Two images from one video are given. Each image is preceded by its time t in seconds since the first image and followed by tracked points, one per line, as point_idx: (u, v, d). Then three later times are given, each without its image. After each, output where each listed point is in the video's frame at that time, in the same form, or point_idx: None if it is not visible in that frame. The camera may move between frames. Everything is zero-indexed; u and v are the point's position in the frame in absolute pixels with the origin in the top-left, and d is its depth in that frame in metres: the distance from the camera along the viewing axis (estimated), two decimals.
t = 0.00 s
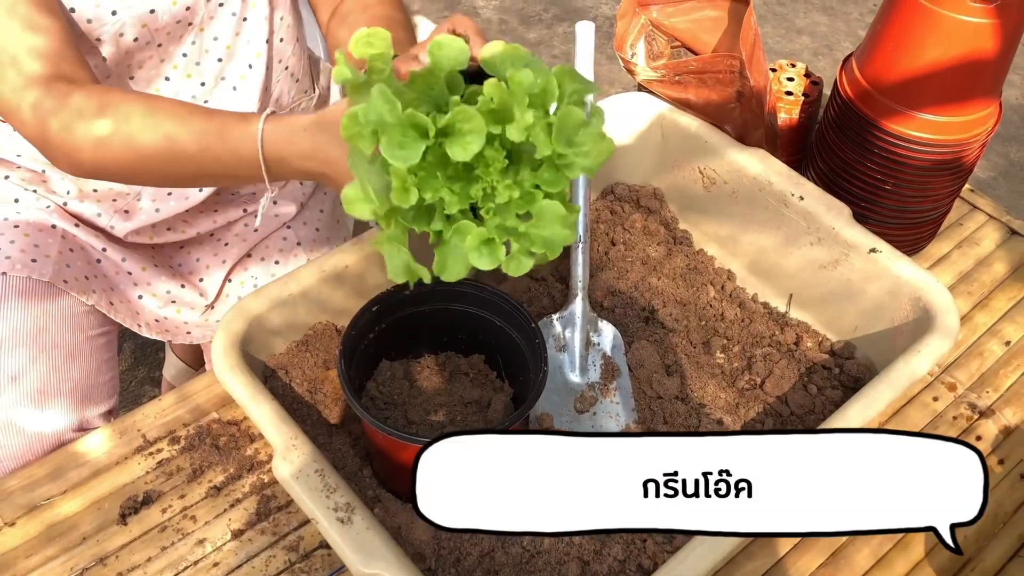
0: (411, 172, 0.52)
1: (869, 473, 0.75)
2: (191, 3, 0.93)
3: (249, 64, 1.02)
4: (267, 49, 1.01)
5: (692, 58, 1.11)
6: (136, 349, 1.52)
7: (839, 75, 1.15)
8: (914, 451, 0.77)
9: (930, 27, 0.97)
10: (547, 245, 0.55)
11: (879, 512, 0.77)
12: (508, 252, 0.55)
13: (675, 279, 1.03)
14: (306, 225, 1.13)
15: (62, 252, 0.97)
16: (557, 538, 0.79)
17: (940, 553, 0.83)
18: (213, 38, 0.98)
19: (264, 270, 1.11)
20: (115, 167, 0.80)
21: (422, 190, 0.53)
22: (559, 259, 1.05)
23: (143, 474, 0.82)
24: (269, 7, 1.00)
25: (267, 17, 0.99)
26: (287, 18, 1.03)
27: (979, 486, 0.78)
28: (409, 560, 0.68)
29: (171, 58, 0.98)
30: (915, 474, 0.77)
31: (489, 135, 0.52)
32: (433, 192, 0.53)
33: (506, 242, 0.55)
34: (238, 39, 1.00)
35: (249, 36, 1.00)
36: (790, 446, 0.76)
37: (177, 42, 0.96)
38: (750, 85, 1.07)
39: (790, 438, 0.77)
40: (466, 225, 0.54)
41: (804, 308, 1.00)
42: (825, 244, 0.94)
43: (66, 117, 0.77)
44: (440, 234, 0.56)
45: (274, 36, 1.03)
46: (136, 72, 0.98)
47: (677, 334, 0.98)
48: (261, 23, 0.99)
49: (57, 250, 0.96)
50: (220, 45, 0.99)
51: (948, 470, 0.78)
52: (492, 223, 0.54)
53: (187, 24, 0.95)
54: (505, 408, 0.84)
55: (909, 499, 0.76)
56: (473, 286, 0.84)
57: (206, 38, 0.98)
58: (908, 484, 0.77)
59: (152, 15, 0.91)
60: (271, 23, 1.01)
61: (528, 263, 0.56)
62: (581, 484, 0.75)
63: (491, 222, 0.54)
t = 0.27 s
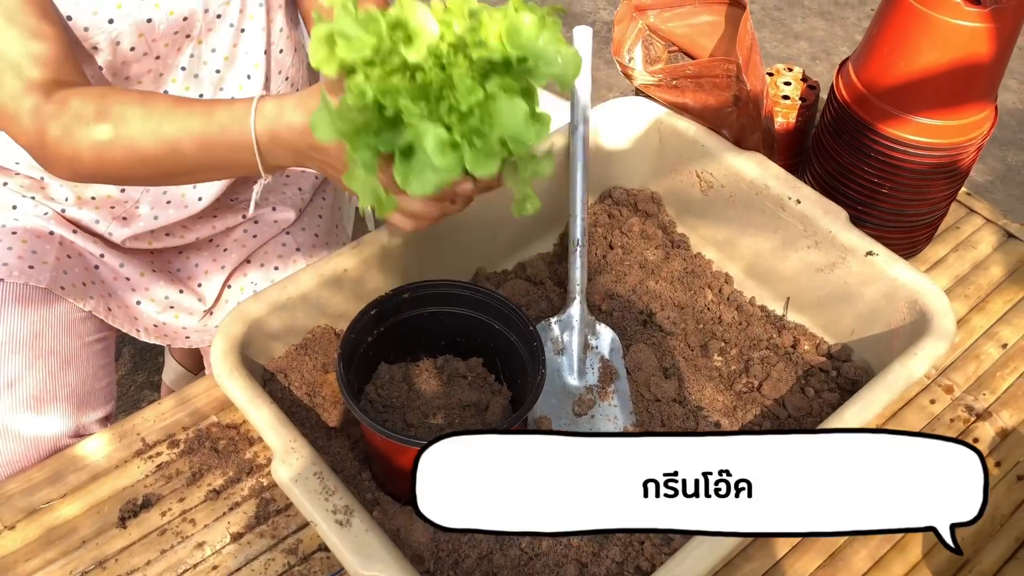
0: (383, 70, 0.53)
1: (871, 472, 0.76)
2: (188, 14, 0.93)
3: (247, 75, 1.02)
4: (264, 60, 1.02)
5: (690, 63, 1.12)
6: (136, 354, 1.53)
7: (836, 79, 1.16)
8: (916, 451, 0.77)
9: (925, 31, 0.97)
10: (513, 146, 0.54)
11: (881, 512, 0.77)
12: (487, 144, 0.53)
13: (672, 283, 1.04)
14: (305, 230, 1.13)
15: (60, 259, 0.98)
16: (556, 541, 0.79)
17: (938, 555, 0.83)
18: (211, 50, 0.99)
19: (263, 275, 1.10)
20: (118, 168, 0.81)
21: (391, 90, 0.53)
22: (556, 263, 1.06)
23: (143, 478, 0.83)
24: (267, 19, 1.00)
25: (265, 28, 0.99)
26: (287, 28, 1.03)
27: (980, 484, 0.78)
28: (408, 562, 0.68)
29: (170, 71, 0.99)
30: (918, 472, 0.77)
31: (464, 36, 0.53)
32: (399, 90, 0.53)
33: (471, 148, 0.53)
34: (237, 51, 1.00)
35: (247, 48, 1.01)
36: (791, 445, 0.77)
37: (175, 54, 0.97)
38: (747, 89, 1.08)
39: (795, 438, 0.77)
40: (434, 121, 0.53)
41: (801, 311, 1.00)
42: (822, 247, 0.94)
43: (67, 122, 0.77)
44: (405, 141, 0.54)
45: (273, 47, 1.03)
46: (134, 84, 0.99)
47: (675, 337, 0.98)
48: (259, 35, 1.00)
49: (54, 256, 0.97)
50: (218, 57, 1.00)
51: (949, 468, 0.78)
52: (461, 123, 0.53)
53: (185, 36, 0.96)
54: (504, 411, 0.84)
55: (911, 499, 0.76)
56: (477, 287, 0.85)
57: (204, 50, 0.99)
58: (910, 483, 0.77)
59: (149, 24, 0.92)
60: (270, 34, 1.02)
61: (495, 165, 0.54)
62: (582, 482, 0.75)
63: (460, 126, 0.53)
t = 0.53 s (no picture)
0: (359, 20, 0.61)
1: (873, 470, 0.76)
2: (188, 29, 0.94)
3: (247, 89, 1.03)
4: (265, 74, 1.03)
5: (687, 72, 1.12)
6: (137, 363, 1.53)
7: (833, 88, 1.16)
8: (919, 449, 0.78)
9: (922, 41, 0.98)
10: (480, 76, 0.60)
11: (882, 511, 0.77)
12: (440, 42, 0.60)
13: (672, 291, 1.04)
14: (305, 237, 1.13)
15: (60, 267, 0.98)
16: (555, 547, 0.79)
17: (937, 562, 0.84)
18: (211, 65, 1.00)
19: (264, 284, 1.11)
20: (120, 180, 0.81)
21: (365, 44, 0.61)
22: (555, 271, 1.06)
23: (143, 486, 0.83)
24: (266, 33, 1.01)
25: (264, 42, 1.00)
26: (286, 42, 1.04)
27: (979, 480, 0.79)
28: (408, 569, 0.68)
29: (171, 86, 1.00)
30: (918, 471, 0.77)
31: None
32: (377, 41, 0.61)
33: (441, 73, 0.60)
34: (237, 65, 1.01)
35: (247, 62, 1.01)
36: (791, 445, 0.77)
37: (175, 70, 0.99)
38: (745, 98, 1.09)
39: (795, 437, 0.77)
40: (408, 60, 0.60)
41: (799, 319, 1.01)
42: (820, 255, 0.95)
43: (70, 132, 0.78)
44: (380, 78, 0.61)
45: (273, 61, 1.04)
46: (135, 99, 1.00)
47: (674, 345, 0.99)
48: (258, 50, 1.00)
49: (55, 264, 0.98)
50: (218, 71, 1.01)
51: (949, 467, 0.79)
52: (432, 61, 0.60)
53: (185, 51, 0.97)
54: (504, 418, 0.84)
55: (912, 499, 0.77)
56: (479, 295, 0.86)
57: (204, 65, 1.00)
58: (911, 483, 0.77)
59: (149, 38, 0.93)
60: (270, 48, 1.02)
61: (463, 89, 0.60)
62: (582, 482, 0.76)
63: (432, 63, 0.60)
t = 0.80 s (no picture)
0: (382, 125, 0.58)
1: (871, 473, 0.78)
2: (190, 50, 0.96)
3: (249, 107, 1.05)
4: (266, 93, 1.05)
5: (683, 92, 1.14)
6: (139, 377, 1.54)
7: (826, 107, 1.18)
8: (915, 451, 0.79)
9: (912, 62, 1.00)
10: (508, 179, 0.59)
11: (880, 511, 0.79)
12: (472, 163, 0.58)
13: (669, 306, 1.05)
14: (306, 252, 1.15)
15: (64, 283, 0.99)
16: (554, 559, 0.80)
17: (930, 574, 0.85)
18: (213, 84, 1.02)
19: (266, 299, 1.13)
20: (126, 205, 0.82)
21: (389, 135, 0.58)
22: (554, 287, 1.08)
23: (148, 500, 0.84)
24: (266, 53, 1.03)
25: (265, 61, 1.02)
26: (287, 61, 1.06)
27: (978, 480, 0.80)
28: None
29: (173, 106, 1.02)
30: (916, 474, 0.79)
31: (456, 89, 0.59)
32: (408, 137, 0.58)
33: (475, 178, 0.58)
34: (237, 84, 1.03)
35: (248, 81, 1.03)
36: (790, 448, 0.79)
37: (178, 90, 1.00)
38: (740, 118, 1.10)
39: (791, 438, 0.79)
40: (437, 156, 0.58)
41: (794, 333, 1.02)
42: (814, 271, 0.97)
43: (77, 151, 0.80)
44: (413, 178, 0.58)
45: (273, 80, 1.06)
46: (138, 119, 1.01)
47: (670, 359, 1.00)
48: (260, 68, 1.02)
49: (58, 280, 0.99)
50: (219, 91, 1.03)
51: (947, 470, 0.80)
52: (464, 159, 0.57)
53: (188, 71, 0.99)
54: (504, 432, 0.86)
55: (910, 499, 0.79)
56: (479, 311, 0.87)
57: (206, 84, 1.02)
58: (909, 486, 0.79)
59: (152, 59, 0.95)
60: (270, 67, 1.05)
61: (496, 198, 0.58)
62: (584, 485, 0.78)
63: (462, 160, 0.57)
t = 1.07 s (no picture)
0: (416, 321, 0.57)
1: (873, 473, 0.80)
2: (196, 75, 0.99)
3: (253, 129, 1.07)
4: (270, 115, 1.07)
5: (677, 116, 1.17)
6: (141, 396, 1.55)
7: (818, 131, 1.21)
8: (920, 451, 0.81)
9: (902, 87, 1.03)
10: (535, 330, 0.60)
11: (882, 511, 0.82)
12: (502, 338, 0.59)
13: (664, 326, 1.07)
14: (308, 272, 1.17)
15: (71, 304, 1.01)
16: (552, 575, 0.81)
17: None
18: (218, 106, 1.04)
19: (269, 319, 1.15)
20: (117, 233, 0.82)
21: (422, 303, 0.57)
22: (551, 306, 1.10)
23: (152, 517, 0.85)
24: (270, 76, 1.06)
25: (269, 84, 1.05)
26: (290, 84, 1.09)
27: (978, 479, 0.83)
28: None
29: (179, 129, 1.04)
30: (919, 475, 0.81)
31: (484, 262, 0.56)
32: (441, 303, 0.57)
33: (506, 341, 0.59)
34: (242, 106, 1.06)
35: (252, 103, 1.06)
36: (788, 449, 0.82)
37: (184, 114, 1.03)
38: (733, 141, 1.14)
39: (790, 440, 0.82)
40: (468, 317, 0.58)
41: (788, 352, 1.04)
42: (806, 291, 0.99)
43: (81, 173, 0.81)
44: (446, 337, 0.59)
45: (277, 102, 1.09)
46: (145, 142, 1.04)
47: (666, 378, 1.02)
48: (264, 91, 1.05)
49: (66, 301, 1.00)
50: (224, 113, 1.05)
51: (948, 470, 0.82)
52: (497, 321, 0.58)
53: (194, 95, 1.01)
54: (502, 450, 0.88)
55: (911, 499, 0.81)
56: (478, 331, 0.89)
57: (212, 107, 1.04)
58: (910, 487, 0.81)
59: (159, 84, 0.97)
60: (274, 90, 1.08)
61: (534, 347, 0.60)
62: (585, 484, 0.80)
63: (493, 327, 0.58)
